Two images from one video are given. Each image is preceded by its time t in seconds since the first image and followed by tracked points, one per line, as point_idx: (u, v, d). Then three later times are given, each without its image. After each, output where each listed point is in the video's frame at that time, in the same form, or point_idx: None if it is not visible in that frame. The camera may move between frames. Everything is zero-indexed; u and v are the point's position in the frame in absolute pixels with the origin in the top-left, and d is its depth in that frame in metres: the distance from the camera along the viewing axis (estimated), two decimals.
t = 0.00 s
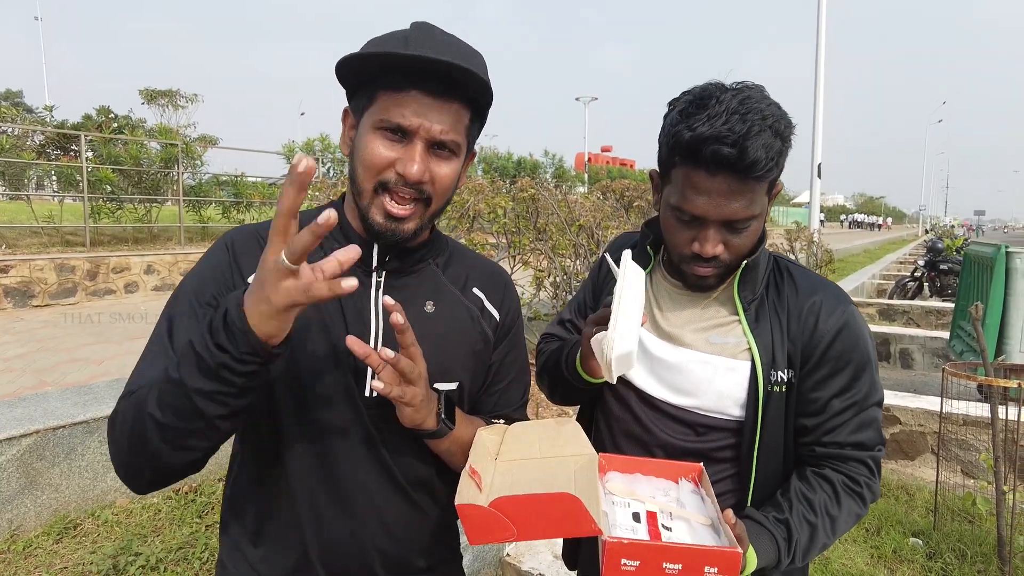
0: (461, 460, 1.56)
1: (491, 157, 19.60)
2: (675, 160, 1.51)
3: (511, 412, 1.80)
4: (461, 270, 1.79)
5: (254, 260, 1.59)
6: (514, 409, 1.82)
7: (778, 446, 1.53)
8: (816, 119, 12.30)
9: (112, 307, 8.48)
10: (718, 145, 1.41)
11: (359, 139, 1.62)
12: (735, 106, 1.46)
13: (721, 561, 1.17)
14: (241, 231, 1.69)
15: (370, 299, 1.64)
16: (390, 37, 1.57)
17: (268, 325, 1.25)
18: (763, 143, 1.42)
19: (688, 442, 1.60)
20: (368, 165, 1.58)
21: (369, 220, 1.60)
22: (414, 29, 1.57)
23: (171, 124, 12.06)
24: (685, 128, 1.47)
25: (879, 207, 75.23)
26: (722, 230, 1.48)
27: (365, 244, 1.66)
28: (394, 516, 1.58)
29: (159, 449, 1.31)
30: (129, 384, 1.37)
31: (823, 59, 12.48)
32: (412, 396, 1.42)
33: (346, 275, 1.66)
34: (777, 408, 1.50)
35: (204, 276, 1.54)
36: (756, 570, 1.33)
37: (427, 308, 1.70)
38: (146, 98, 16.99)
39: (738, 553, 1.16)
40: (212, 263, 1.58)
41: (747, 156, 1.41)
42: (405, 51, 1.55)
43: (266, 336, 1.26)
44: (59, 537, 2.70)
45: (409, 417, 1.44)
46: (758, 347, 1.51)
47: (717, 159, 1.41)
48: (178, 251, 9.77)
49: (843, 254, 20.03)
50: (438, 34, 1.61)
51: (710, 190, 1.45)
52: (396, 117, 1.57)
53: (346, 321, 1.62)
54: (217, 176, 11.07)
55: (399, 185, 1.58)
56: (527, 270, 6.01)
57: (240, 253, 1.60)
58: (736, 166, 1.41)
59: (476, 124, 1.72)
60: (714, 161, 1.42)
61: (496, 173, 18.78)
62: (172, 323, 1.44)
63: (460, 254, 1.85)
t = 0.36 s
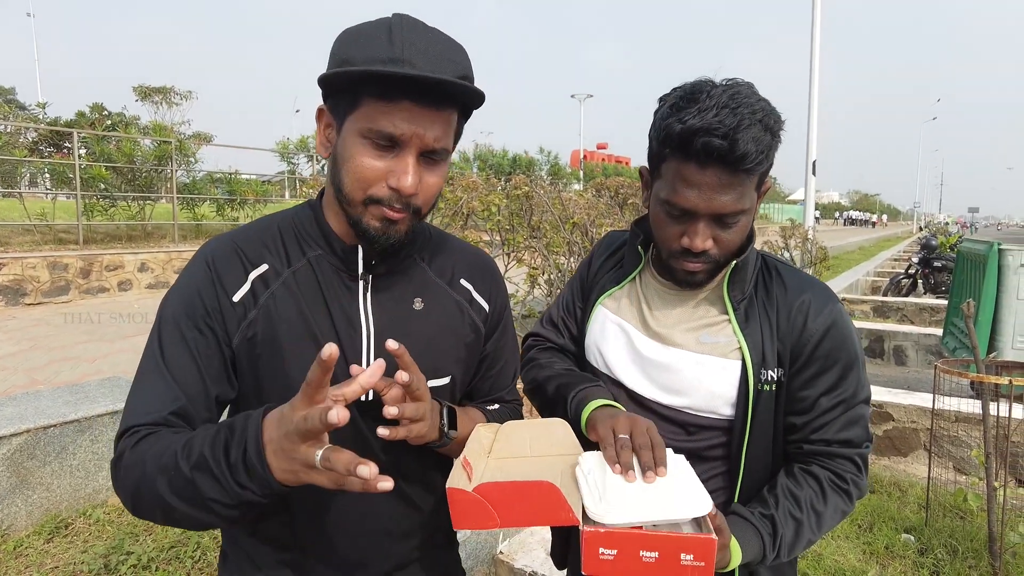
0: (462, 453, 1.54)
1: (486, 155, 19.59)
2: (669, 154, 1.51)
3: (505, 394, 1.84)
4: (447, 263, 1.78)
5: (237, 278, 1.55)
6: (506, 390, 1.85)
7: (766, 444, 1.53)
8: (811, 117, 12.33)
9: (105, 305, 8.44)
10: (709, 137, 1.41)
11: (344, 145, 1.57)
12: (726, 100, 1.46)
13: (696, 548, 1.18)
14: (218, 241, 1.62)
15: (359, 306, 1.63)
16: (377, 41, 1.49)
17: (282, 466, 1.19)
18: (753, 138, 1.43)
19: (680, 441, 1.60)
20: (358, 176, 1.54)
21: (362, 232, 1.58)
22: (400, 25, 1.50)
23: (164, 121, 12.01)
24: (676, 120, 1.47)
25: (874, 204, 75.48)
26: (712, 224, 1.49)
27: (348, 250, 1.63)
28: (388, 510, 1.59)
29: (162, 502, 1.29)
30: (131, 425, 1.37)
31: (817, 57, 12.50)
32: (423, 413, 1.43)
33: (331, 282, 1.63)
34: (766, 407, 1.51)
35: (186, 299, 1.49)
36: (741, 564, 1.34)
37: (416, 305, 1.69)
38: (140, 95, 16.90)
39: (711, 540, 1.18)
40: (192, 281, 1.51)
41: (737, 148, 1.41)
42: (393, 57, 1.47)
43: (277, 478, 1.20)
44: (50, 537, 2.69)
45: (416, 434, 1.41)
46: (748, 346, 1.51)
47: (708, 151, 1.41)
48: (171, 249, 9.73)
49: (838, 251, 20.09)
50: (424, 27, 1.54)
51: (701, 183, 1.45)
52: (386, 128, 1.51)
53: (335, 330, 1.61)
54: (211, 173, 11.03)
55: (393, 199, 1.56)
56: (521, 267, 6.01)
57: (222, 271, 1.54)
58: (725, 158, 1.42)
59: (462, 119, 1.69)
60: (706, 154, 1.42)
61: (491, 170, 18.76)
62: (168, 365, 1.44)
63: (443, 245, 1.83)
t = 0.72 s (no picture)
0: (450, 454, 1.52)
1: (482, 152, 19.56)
2: (637, 159, 1.50)
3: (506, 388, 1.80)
4: (451, 261, 1.76)
5: (255, 273, 1.56)
6: (504, 385, 1.80)
7: (749, 451, 1.53)
8: (807, 114, 12.32)
9: (98, 304, 8.41)
10: (673, 142, 1.41)
11: (389, 162, 1.54)
12: (692, 102, 1.45)
13: (679, 564, 1.17)
14: (245, 238, 1.62)
15: (370, 299, 1.61)
16: (425, 71, 1.47)
17: (276, 481, 1.22)
18: (717, 140, 1.41)
19: (662, 448, 1.59)
20: (409, 194, 1.54)
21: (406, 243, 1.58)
22: (439, 51, 1.50)
23: (158, 118, 11.95)
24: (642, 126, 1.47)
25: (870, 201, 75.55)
26: (682, 228, 1.47)
27: (360, 249, 1.61)
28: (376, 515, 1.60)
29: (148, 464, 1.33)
30: (135, 385, 1.41)
31: (814, 54, 12.48)
32: (406, 392, 1.43)
33: (345, 280, 1.61)
34: (749, 414, 1.50)
35: (204, 288, 1.50)
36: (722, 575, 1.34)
37: (420, 301, 1.68)
38: (135, 92, 16.83)
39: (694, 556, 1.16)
40: (210, 273, 1.53)
41: (700, 152, 1.40)
42: (443, 89, 1.49)
43: (268, 489, 1.23)
44: (38, 539, 2.68)
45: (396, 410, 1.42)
46: (730, 353, 1.51)
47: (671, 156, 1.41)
48: (166, 247, 9.71)
49: (835, 248, 20.10)
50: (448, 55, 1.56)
51: (667, 188, 1.44)
52: (435, 145, 1.50)
53: (346, 324, 1.59)
54: (205, 170, 10.99)
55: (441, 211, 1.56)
56: (516, 266, 5.99)
57: (240, 266, 1.55)
58: (689, 163, 1.41)
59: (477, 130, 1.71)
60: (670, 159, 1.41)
61: (487, 167, 18.72)
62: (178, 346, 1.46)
63: (449, 244, 1.80)
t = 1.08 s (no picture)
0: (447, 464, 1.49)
1: (480, 143, 19.47)
2: (632, 157, 1.49)
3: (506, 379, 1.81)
4: (449, 251, 1.75)
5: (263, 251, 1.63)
6: (506, 373, 1.82)
7: (743, 457, 1.52)
8: (806, 105, 12.26)
9: (94, 297, 8.38)
10: (668, 144, 1.38)
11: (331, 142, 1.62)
12: (692, 103, 1.41)
13: None
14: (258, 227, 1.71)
15: (368, 282, 1.63)
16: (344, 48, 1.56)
17: (253, 254, 1.40)
18: (713, 144, 1.39)
19: (653, 452, 1.57)
20: (347, 161, 1.58)
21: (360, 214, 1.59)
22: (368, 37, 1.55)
23: (154, 109, 11.88)
24: (637, 126, 1.45)
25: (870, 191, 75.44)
26: (673, 231, 1.46)
27: (355, 232, 1.63)
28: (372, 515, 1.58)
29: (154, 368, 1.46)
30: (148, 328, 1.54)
31: (814, 44, 12.41)
32: (430, 368, 1.45)
33: (343, 267, 1.63)
34: (742, 420, 1.49)
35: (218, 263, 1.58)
36: None
37: (419, 287, 1.66)
38: (132, 82, 16.71)
39: None
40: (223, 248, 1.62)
41: (696, 157, 1.38)
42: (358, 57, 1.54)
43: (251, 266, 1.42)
44: (32, 536, 2.68)
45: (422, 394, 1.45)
46: (723, 358, 1.49)
47: (666, 158, 1.39)
48: (163, 239, 9.68)
49: (834, 240, 20.09)
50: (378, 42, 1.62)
51: (660, 189, 1.42)
52: (358, 110, 1.57)
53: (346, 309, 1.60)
54: (202, 162, 10.94)
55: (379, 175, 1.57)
56: (513, 259, 5.97)
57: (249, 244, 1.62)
58: (685, 166, 1.39)
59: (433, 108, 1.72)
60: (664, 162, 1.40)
61: (485, 158, 18.66)
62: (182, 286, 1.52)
63: (447, 236, 1.79)
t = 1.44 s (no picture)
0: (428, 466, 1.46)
1: (478, 124, 19.28)
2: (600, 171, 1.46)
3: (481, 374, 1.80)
4: (426, 245, 1.72)
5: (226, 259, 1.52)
6: (483, 371, 1.80)
7: (738, 459, 1.49)
8: (808, 85, 12.14)
9: (89, 280, 8.34)
10: (624, 158, 1.36)
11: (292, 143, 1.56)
12: (651, 108, 1.36)
13: None
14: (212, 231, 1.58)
15: (341, 282, 1.56)
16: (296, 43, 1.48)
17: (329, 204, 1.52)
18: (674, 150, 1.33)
19: (645, 451, 1.54)
20: (305, 169, 1.53)
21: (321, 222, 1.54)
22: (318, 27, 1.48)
23: (148, 90, 11.74)
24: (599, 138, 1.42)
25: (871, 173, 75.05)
26: (652, 236, 1.43)
27: (326, 232, 1.57)
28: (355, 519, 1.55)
29: (144, 437, 1.33)
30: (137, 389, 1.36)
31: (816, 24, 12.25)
32: (389, 387, 1.40)
33: (314, 267, 1.56)
34: (738, 420, 1.46)
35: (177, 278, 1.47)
36: None
37: (397, 286, 1.62)
38: (126, 62, 16.50)
39: None
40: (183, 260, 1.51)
41: (656, 165, 1.34)
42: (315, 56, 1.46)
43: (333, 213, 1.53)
44: (21, 524, 2.68)
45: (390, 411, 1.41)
46: (717, 356, 1.47)
47: (623, 169, 1.37)
48: (158, 222, 9.61)
49: (834, 222, 20.01)
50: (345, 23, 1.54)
51: (628, 201, 1.40)
52: (319, 117, 1.50)
53: (319, 312, 1.54)
54: (197, 144, 10.84)
55: (339, 184, 1.51)
56: (509, 243, 5.93)
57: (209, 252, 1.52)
58: (644, 179, 1.36)
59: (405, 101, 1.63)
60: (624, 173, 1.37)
61: (483, 140, 18.51)
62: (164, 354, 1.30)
63: (421, 230, 1.76)
